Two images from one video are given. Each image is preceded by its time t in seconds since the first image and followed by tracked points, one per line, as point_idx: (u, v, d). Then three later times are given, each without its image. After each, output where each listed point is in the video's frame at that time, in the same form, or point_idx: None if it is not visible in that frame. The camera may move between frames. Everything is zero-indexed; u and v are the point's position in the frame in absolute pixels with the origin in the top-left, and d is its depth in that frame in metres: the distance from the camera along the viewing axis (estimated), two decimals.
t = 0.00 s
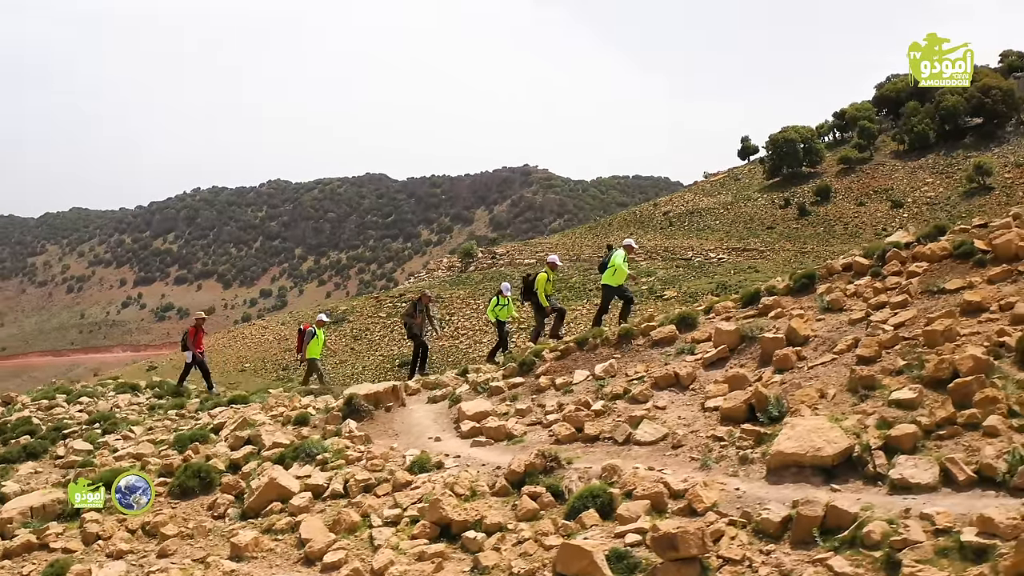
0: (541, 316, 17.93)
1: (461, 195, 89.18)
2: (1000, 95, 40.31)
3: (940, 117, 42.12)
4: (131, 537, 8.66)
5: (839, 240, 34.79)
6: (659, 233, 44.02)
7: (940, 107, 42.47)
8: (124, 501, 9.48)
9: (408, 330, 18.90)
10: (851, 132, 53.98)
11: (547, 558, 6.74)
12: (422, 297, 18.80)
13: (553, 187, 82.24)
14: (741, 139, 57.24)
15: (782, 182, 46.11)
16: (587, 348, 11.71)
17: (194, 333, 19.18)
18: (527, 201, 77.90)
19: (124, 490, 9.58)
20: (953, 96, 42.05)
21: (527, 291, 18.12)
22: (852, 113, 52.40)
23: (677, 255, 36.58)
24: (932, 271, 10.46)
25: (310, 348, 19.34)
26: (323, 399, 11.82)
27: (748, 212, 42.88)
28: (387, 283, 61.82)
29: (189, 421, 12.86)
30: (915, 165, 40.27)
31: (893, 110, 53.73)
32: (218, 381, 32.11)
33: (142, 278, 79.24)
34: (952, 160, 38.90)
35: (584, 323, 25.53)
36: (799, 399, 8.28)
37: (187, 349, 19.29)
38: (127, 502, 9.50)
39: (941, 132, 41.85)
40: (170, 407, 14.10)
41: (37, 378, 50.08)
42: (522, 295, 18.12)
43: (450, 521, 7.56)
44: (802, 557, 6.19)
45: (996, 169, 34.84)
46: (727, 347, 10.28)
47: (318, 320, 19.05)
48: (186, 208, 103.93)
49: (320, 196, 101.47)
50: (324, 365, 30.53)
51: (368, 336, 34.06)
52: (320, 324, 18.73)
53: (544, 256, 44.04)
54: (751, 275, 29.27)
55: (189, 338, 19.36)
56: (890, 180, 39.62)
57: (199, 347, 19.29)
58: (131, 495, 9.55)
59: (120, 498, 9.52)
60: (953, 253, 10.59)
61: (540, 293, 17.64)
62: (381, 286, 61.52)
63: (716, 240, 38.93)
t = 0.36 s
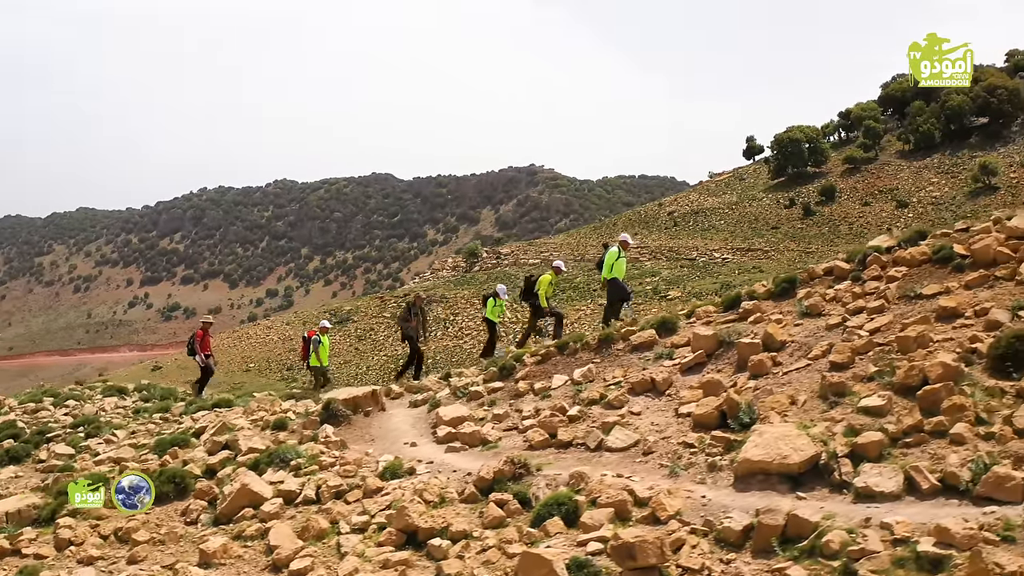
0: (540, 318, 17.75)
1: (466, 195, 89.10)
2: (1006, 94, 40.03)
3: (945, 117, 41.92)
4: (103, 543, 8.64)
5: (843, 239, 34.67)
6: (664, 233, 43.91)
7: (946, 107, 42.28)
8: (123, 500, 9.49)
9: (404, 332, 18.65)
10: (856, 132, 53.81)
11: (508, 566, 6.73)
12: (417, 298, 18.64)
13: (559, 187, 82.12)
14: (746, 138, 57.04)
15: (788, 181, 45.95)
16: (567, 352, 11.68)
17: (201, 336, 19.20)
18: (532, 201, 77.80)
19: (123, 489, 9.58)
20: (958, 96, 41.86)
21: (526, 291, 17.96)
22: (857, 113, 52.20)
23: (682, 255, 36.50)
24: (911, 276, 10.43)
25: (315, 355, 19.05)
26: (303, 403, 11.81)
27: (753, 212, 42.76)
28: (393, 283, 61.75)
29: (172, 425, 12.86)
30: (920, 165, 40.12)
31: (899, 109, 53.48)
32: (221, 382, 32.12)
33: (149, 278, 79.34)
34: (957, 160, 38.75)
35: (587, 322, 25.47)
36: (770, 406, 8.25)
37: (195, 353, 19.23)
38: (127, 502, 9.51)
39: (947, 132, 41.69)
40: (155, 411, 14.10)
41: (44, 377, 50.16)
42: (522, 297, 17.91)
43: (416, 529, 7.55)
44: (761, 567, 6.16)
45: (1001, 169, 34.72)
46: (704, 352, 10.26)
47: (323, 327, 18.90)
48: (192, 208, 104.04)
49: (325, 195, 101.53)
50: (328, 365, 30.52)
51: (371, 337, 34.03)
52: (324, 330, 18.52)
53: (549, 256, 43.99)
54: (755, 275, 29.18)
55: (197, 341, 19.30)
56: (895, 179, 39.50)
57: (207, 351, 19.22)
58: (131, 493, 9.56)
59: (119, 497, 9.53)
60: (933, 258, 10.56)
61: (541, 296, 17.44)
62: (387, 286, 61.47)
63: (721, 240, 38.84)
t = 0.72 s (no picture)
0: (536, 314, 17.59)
1: (472, 195, 89.03)
2: (1011, 94, 39.90)
3: (950, 117, 41.78)
4: (72, 550, 8.63)
5: (848, 239, 34.57)
6: (669, 233, 43.84)
7: (950, 107, 42.17)
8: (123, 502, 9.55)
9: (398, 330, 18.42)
10: (860, 132, 53.67)
11: None
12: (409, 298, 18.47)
13: (564, 188, 81.99)
14: (751, 138, 56.91)
15: (793, 181, 45.86)
16: (545, 357, 11.64)
17: (205, 340, 19.20)
18: (538, 202, 77.70)
19: (122, 490, 9.62)
20: (963, 95, 41.75)
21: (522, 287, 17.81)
22: (862, 112, 52.05)
23: (686, 255, 36.43)
24: (887, 281, 10.40)
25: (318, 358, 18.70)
26: (282, 408, 11.80)
27: (757, 212, 42.68)
28: (400, 282, 61.75)
29: (153, 429, 12.86)
30: (925, 165, 40.03)
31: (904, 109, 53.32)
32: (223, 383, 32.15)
33: (155, 279, 79.43)
34: (962, 160, 38.66)
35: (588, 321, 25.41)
36: (739, 412, 8.23)
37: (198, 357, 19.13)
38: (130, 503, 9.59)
39: (951, 132, 41.55)
40: (138, 415, 14.10)
41: (50, 376, 50.23)
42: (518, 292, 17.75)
43: (381, 536, 7.54)
44: None
45: (1006, 169, 34.63)
46: (680, 358, 10.24)
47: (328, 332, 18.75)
48: (198, 209, 104.12)
49: (330, 195, 101.55)
50: (331, 366, 30.53)
51: (373, 337, 34.02)
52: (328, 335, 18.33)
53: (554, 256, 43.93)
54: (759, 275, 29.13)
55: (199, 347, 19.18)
56: (900, 180, 39.40)
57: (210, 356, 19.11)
58: (131, 494, 9.62)
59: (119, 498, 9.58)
60: (910, 263, 10.53)
61: (537, 291, 17.30)
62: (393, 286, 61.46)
63: (725, 240, 38.80)
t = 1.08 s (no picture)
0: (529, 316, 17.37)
1: (476, 195, 88.81)
2: (1015, 95, 39.85)
3: (953, 117, 41.69)
4: (38, 556, 8.61)
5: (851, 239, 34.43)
6: (671, 233, 43.77)
7: (954, 107, 42.09)
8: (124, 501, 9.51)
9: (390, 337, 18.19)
10: (864, 132, 53.51)
11: None
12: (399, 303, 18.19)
13: (569, 188, 81.79)
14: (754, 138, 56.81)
15: (796, 181, 45.76)
16: (521, 362, 11.62)
17: (204, 341, 19.29)
18: (542, 201, 77.51)
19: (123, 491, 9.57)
20: (966, 96, 41.67)
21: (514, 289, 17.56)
22: (865, 113, 51.91)
23: (688, 255, 36.33)
24: (862, 286, 10.38)
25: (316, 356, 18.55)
26: (259, 413, 11.79)
27: (760, 212, 42.58)
28: (404, 281, 61.71)
29: (132, 433, 12.86)
30: (929, 165, 39.93)
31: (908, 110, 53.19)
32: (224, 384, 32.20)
33: (160, 279, 79.51)
34: (966, 160, 38.57)
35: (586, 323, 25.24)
36: (704, 419, 8.22)
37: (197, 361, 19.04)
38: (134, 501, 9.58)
39: (955, 132, 41.45)
40: (119, 419, 14.10)
41: (54, 376, 50.31)
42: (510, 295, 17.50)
43: (343, 543, 7.53)
44: None
45: (1010, 169, 34.52)
46: (653, 363, 10.22)
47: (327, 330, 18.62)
48: (202, 209, 104.13)
49: (334, 196, 101.40)
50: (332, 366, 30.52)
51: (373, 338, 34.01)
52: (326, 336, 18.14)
53: (557, 256, 43.83)
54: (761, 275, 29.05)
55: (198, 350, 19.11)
56: (903, 180, 39.30)
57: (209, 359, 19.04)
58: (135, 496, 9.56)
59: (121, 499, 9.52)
60: (885, 268, 10.51)
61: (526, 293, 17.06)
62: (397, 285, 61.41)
63: (728, 240, 38.68)
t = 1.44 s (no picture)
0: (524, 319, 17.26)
1: (481, 194, 88.56)
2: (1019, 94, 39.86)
3: (958, 117, 41.67)
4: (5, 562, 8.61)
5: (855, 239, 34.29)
6: (675, 233, 43.65)
7: (958, 107, 42.05)
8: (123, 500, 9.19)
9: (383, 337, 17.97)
10: (868, 132, 53.38)
11: None
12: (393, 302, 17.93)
13: (574, 188, 81.61)
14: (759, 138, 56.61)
15: (799, 182, 45.63)
16: (496, 366, 11.61)
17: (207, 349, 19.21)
18: (547, 202, 77.30)
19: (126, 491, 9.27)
20: (971, 95, 41.65)
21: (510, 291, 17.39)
22: (869, 113, 51.74)
23: (691, 255, 36.21)
24: (835, 290, 10.36)
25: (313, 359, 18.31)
26: (234, 417, 11.78)
27: (764, 212, 42.47)
28: (409, 281, 61.58)
29: (111, 437, 12.86)
30: (933, 165, 39.86)
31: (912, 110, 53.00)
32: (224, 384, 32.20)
33: (166, 279, 79.49)
34: (970, 160, 38.54)
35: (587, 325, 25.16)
36: (667, 425, 8.21)
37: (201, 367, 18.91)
38: (138, 504, 9.22)
39: (959, 132, 41.38)
40: (100, 423, 14.11)
41: (58, 375, 50.39)
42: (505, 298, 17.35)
43: (302, 549, 7.52)
44: None
45: (1014, 169, 34.45)
46: (624, 368, 10.21)
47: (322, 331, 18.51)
48: (208, 210, 104.19)
49: (339, 195, 101.33)
50: (332, 367, 30.45)
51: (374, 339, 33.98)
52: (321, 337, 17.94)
53: (561, 256, 43.72)
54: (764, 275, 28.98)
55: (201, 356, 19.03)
56: (907, 180, 39.20)
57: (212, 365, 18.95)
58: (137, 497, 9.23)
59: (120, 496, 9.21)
60: (858, 272, 10.49)
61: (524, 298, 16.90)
62: (403, 286, 61.28)
63: (731, 240, 38.54)
